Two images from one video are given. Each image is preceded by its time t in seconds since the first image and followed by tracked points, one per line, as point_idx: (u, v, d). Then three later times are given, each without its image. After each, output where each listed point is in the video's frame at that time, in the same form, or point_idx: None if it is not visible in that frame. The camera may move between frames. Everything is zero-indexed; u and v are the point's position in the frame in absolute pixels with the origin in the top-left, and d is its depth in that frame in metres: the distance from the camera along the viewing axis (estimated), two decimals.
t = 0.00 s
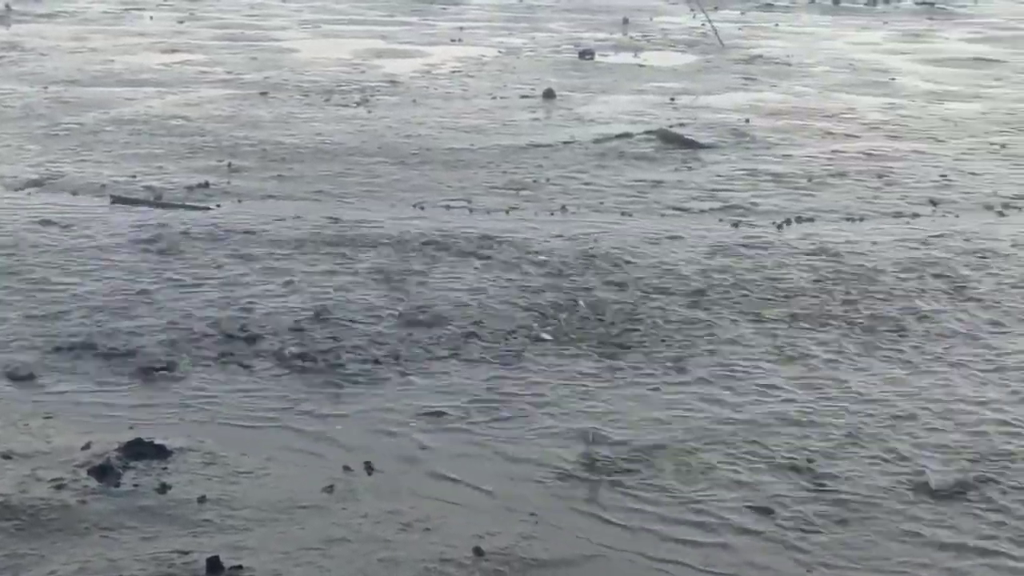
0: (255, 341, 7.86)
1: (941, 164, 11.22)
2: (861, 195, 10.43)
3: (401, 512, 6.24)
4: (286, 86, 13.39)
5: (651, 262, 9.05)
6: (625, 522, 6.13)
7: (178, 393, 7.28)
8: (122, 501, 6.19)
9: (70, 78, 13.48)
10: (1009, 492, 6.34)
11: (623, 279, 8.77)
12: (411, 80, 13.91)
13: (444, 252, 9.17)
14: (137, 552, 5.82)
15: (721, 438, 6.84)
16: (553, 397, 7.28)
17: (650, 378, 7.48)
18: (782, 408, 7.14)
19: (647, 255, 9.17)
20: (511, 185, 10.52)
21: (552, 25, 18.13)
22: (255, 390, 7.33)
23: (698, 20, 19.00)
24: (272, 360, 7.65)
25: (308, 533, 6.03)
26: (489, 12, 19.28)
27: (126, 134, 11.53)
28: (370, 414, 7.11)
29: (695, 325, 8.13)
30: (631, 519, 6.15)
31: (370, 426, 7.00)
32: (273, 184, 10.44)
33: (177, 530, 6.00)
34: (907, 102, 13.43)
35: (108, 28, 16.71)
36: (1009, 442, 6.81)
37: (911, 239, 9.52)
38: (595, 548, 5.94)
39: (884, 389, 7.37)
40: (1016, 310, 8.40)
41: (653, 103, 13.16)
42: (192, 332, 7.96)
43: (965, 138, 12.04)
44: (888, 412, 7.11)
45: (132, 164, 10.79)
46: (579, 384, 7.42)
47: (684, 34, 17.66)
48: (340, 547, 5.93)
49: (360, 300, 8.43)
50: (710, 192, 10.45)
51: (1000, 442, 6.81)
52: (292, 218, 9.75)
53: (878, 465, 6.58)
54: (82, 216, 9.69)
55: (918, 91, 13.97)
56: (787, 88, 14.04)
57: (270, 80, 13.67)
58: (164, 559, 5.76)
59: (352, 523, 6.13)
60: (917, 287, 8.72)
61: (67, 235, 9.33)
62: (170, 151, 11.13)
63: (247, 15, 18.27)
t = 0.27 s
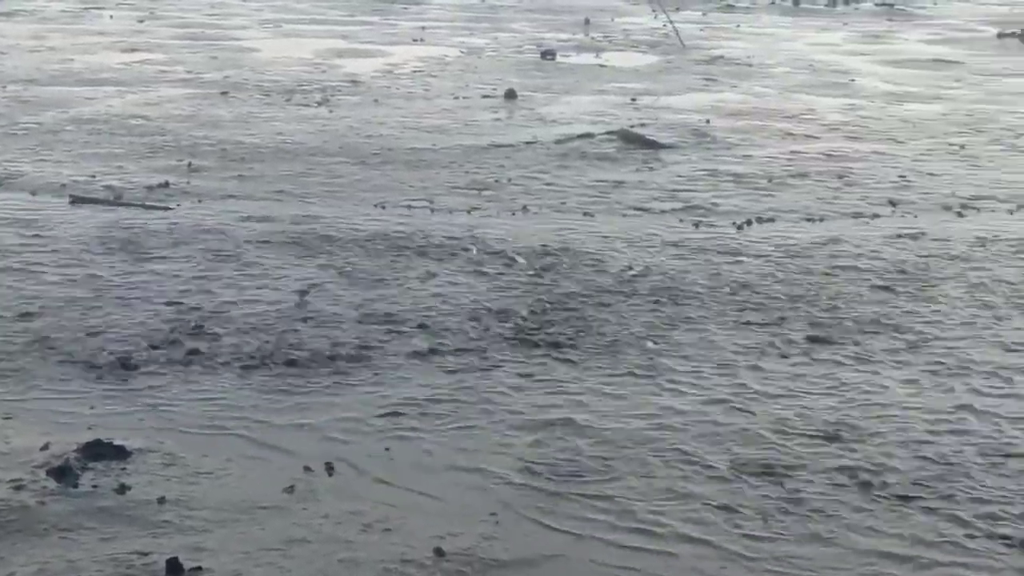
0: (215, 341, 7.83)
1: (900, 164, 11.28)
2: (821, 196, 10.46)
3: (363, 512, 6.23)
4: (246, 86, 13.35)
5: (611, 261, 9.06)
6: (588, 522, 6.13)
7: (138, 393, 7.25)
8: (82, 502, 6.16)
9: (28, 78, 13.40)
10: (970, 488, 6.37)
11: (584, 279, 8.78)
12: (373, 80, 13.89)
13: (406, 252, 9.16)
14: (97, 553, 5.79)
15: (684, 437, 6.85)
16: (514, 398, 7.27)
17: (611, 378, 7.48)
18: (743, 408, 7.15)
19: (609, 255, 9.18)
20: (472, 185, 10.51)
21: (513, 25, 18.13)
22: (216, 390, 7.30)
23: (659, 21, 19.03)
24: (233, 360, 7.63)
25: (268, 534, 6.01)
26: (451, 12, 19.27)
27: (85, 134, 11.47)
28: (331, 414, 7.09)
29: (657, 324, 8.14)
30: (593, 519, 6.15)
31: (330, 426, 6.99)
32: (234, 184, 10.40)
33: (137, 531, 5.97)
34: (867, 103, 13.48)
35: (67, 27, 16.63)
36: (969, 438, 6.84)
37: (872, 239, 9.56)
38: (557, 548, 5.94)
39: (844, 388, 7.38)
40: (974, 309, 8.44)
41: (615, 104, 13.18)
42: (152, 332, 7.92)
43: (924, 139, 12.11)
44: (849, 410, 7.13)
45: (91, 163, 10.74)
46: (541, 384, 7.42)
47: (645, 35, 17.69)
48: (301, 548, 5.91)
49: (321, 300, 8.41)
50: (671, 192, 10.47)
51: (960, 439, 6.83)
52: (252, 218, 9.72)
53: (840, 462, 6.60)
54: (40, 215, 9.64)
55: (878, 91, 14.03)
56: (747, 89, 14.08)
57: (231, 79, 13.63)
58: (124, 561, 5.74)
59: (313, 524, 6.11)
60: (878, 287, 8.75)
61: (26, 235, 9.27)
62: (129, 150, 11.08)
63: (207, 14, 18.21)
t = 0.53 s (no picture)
0: (178, 341, 7.80)
1: (863, 165, 11.31)
2: (785, 196, 10.49)
3: (326, 513, 6.21)
4: (210, 85, 13.31)
5: (576, 261, 9.06)
6: (551, 523, 6.13)
7: (100, 393, 7.21)
8: (44, 503, 6.13)
9: None
10: (932, 489, 6.39)
11: (549, 279, 8.77)
12: (337, 79, 13.85)
13: (370, 252, 9.14)
14: (58, 555, 5.76)
15: (648, 438, 6.85)
16: (478, 398, 7.26)
17: (575, 378, 7.48)
18: (706, 408, 7.16)
19: (573, 255, 9.18)
20: (436, 185, 10.50)
21: (477, 24, 18.11)
22: (179, 391, 7.27)
23: (623, 21, 19.04)
24: (196, 360, 7.59)
25: (231, 535, 5.99)
26: (415, 11, 19.23)
27: (48, 133, 11.41)
28: (294, 414, 7.07)
29: (621, 325, 8.14)
30: (556, 519, 6.15)
31: (294, 426, 6.96)
32: (197, 183, 10.36)
33: (98, 532, 5.94)
34: (830, 103, 13.52)
35: (29, 25, 16.54)
36: (931, 439, 6.86)
37: (835, 240, 9.59)
38: (521, 549, 5.94)
39: (808, 388, 7.40)
40: (937, 309, 8.47)
41: (579, 103, 13.19)
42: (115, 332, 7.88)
43: (887, 139, 12.15)
44: (812, 410, 7.15)
45: (54, 162, 10.69)
46: (505, 384, 7.42)
47: (609, 35, 17.70)
48: (264, 548, 5.90)
49: (285, 300, 8.38)
50: (635, 193, 10.48)
51: (923, 440, 6.85)
52: (216, 217, 9.69)
53: (803, 463, 6.61)
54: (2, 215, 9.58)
55: (840, 92, 14.07)
56: (711, 89, 14.10)
57: (194, 78, 13.58)
58: (85, 562, 5.71)
59: (276, 524, 6.09)
60: (841, 287, 8.78)
61: None
62: (91, 149, 11.02)
63: (170, 13, 18.14)
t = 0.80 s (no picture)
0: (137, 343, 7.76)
1: (822, 166, 11.35)
2: (744, 197, 10.51)
3: (285, 515, 6.19)
4: (169, 85, 13.25)
5: (536, 262, 9.06)
6: (512, 523, 6.12)
7: (59, 395, 7.17)
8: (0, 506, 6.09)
9: None
10: (891, 487, 6.40)
11: (509, 280, 8.77)
12: (297, 79, 13.82)
13: (330, 253, 9.12)
14: (15, 558, 5.72)
15: (608, 438, 6.85)
16: (438, 399, 7.25)
17: (536, 379, 7.48)
18: (666, 408, 7.17)
19: (534, 255, 9.18)
20: (396, 186, 10.48)
21: (437, 25, 18.10)
22: (138, 393, 7.23)
23: (584, 23, 19.06)
24: (155, 362, 7.55)
25: (189, 537, 5.96)
26: (375, 12, 19.21)
27: (5, 133, 11.34)
28: (254, 416, 7.04)
29: (581, 326, 8.15)
30: (516, 520, 6.15)
31: (252, 429, 6.93)
32: (156, 184, 10.32)
33: (55, 535, 5.90)
34: (789, 105, 13.56)
35: None
36: (890, 438, 6.89)
37: (794, 241, 9.61)
38: (481, 550, 5.93)
39: (767, 389, 7.41)
40: (896, 310, 8.50)
41: (539, 104, 13.19)
42: (73, 334, 7.84)
43: (846, 141, 12.19)
44: (772, 410, 7.16)
45: (11, 163, 10.62)
46: (466, 384, 7.41)
47: (569, 36, 17.71)
48: (222, 551, 5.87)
49: (245, 301, 8.35)
50: (595, 194, 10.49)
51: (883, 438, 6.87)
52: (175, 218, 9.64)
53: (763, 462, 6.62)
54: None
55: (799, 94, 14.12)
56: (671, 90, 14.13)
57: (153, 78, 13.52)
58: (42, 565, 5.67)
59: (234, 526, 6.07)
60: (801, 287, 8.80)
61: None
62: (49, 150, 10.96)
63: (129, 13, 18.06)
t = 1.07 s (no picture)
0: (97, 345, 7.72)
1: (783, 167, 11.38)
2: (705, 197, 10.53)
3: (246, 517, 6.16)
4: (129, 86, 13.19)
5: (498, 263, 9.06)
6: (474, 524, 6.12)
7: (17, 397, 7.12)
8: None
9: None
10: (852, 487, 6.42)
11: (471, 281, 8.76)
12: (257, 80, 13.79)
13: (291, 253, 9.09)
14: None
15: (570, 439, 6.85)
16: (400, 401, 7.24)
17: (498, 379, 7.47)
18: (628, 408, 7.18)
19: (495, 255, 9.18)
20: (357, 186, 10.46)
21: (398, 25, 18.09)
22: (97, 395, 7.19)
23: (545, 23, 19.08)
24: (115, 364, 7.51)
25: (149, 540, 5.93)
26: (335, 12, 19.18)
27: None
28: (215, 418, 7.01)
29: (543, 326, 8.15)
30: (479, 522, 6.14)
31: (214, 430, 6.90)
32: (115, 185, 10.27)
33: (14, 538, 5.87)
34: (749, 105, 13.60)
35: None
36: (851, 437, 6.91)
37: (755, 240, 9.64)
38: (443, 552, 5.92)
39: (729, 388, 7.43)
40: (856, 309, 8.53)
41: (500, 105, 13.19)
42: (32, 336, 7.79)
43: (806, 141, 12.23)
44: (733, 410, 7.18)
45: None
46: (427, 386, 7.40)
47: (530, 36, 17.73)
48: (183, 554, 5.84)
49: (206, 302, 8.32)
50: (556, 194, 10.49)
51: (844, 438, 6.89)
52: (135, 218, 9.60)
53: (725, 462, 6.63)
54: None
55: (759, 94, 14.16)
56: (632, 90, 14.16)
57: (112, 79, 13.46)
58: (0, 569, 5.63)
59: (195, 529, 6.04)
60: (762, 287, 8.83)
61: None
62: (7, 151, 10.89)
63: (88, 13, 17.98)
